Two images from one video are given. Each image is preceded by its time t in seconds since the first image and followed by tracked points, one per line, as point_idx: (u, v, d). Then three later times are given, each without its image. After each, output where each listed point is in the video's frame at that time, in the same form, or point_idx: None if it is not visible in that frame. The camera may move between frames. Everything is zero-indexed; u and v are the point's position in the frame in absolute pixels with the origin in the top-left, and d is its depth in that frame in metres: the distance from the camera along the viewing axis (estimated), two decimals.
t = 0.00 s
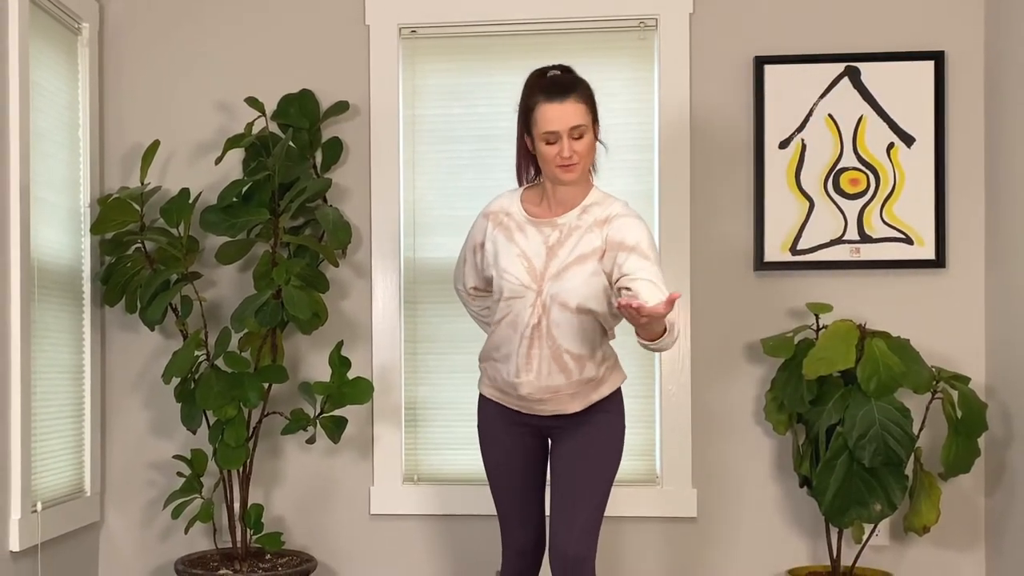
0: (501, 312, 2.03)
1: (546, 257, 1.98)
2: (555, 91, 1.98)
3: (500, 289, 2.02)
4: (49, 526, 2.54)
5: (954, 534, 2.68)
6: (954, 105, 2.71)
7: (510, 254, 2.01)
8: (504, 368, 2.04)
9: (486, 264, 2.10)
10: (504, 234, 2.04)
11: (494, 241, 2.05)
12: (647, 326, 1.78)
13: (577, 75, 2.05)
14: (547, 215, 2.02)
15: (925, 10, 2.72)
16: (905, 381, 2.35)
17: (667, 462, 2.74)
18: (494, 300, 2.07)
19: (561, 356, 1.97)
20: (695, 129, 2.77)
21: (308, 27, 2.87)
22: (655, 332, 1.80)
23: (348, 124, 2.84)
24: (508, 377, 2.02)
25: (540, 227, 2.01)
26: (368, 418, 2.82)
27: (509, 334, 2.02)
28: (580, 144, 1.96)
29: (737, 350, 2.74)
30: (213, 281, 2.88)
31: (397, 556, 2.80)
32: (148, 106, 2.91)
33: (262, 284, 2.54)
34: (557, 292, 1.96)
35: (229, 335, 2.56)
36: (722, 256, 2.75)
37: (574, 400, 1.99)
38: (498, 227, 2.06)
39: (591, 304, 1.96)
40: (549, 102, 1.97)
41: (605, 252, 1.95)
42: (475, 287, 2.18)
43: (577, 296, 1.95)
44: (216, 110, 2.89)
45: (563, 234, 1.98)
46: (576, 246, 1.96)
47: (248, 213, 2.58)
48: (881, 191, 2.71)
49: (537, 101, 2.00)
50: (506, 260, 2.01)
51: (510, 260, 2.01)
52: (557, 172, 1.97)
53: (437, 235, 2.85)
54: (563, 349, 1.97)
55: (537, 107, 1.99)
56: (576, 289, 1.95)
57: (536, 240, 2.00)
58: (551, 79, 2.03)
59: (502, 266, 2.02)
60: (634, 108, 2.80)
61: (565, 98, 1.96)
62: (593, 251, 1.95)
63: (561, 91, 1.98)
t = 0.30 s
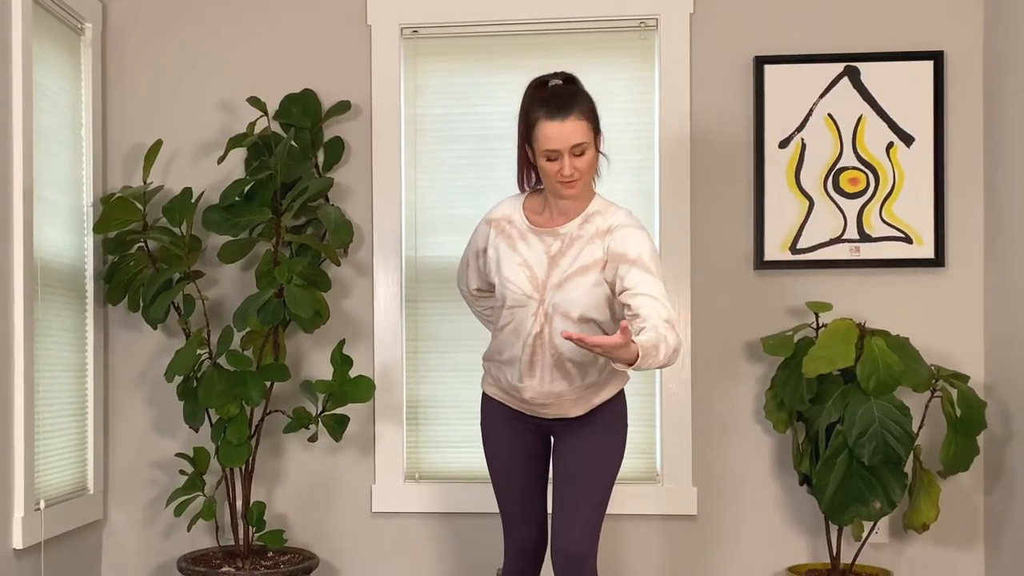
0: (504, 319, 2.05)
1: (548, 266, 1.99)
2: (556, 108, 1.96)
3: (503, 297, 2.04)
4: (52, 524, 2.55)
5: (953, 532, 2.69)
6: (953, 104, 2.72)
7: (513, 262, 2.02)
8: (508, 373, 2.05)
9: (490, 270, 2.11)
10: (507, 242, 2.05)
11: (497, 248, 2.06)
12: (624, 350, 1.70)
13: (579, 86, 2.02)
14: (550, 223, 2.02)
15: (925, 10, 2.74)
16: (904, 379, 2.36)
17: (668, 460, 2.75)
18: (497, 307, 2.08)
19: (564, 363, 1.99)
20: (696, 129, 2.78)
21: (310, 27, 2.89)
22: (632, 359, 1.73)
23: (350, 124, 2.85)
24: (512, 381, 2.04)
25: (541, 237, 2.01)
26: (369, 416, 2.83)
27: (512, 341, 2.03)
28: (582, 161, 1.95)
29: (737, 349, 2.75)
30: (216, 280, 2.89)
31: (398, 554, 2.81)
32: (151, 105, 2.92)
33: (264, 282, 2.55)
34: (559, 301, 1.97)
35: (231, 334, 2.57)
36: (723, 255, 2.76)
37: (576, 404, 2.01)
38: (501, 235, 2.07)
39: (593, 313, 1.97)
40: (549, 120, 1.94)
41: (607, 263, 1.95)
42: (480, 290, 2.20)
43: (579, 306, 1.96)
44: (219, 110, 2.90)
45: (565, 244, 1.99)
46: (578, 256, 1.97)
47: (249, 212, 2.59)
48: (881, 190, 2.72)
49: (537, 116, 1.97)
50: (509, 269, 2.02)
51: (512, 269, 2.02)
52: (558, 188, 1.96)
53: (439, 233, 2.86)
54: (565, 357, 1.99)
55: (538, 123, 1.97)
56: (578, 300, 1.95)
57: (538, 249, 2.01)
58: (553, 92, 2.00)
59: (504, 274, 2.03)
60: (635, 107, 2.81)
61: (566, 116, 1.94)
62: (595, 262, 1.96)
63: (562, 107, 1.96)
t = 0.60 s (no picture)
0: (506, 326, 2.07)
1: (548, 277, 2.00)
2: (556, 125, 1.92)
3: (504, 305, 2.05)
4: (55, 521, 2.56)
5: (951, 530, 2.70)
6: (952, 104, 2.73)
7: (513, 272, 2.03)
8: (509, 377, 2.08)
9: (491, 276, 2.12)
10: (507, 250, 2.06)
11: (497, 257, 2.07)
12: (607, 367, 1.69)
13: (578, 97, 2.00)
14: (549, 233, 2.02)
15: (924, 9, 2.75)
16: (903, 377, 2.37)
17: (668, 458, 2.76)
18: (499, 313, 2.10)
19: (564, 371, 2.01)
20: (696, 128, 2.79)
21: (312, 27, 2.90)
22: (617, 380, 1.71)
23: (351, 123, 2.87)
24: (513, 385, 2.06)
25: (541, 246, 2.01)
26: (371, 414, 2.84)
27: (513, 347, 2.05)
28: (581, 178, 1.92)
29: (737, 347, 2.76)
30: (218, 279, 2.90)
31: (399, 551, 2.82)
32: (154, 104, 2.93)
33: (266, 281, 2.56)
34: (559, 311, 1.98)
35: (233, 332, 2.59)
36: (723, 254, 2.77)
37: (576, 408, 2.03)
38: (501, 243, 2.08)
39: (593, 323, 1.98)
40: (550, 138, 1.91)
41: (607, 274, 1.95)
42: (483, 292, 2.21)
43: (579, 316, 1.97)
44: (222, 109, 2.91)
45: (564, 254, 1.99)
46: (578, 267, 1.97)
47: (251, 212, 2.60)
48: (880, 189, 2.73)
49: (537, 132, 1.94)
50: (509, 278, 2.03)
51: (512, 278, 2.03)
52: (558, 205, 1.94)
53: (440, 232, 2.87)
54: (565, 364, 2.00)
55: (537, 139, 1.94)
56: (577, 310, 1.96)
57: (538, 259, 2.01)
58: (552, 105, 1.97)
59: (505, 283, 2.04)
60: (635, 107, 2.82)
61: (566, 134, 1.91)
62: (595, 273, 1.96)
63: (562, 124, 1.92)
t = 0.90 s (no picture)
0: (506, 334, 2.07)
1: (547, 288, 1.99)
2: (553, 143, 1.90)
3: (503, 314, 2.05)
4: (58, 519, 2.57)
5: (951, 527, 2.71)
6: (951, 103, 2.74)
7: (511, 282, 2.03)
8: (509, 381, 2.09)
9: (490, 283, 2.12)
10: (505, 260, 2.05)
11: (495, 266, 2.06)
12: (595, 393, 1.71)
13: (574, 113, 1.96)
14: (546, 243, 2.01)
15: (923, 9, 2.76)
16: (903, 375, 2.39)
17: (668, 456, 2.77)
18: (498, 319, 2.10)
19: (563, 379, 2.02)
20: (696, 129, 2.80)
21: (314, 26, 2.91)
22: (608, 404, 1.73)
23: (353, 123, 2.88)
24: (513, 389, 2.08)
25: (539, 258, 2.00)
26: (373, 412, 2.85)
27: (513, 354, 2.06)
28: (579, 196, 1.91)
29: (737, 346, 2.78)
30: (221, 278, 2.91)
31: (401, 549, 2.83)
32: (157, 104, 2.94)
33: (268, 280, 2.57)
34: (558, 323, 1.98)
35: (236, 331, 2.60)
36: (723, 253, 2.79)
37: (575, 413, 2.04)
38: (500, 253, 2.06)
39: (592, 333, 1.98)
40: (546, 157, 1.89)
41: (605, 287, 1.95)
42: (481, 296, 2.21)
43: (577, 327, 1.97)
44: (224, 109, 2.92)
45: (562, 266, 1.98)
46: (576, 279, 1.97)
47: (254, 211, 2.61)
48: (880, 189, 2.75)
49: (534, 150, 1.91)
50: (507, 288, 2.03)
51: (511, 288, 2.02)
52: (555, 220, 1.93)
53: (442, 231, 2.89)
54: (564, 372, 2.01)
55: (536, 157, 1.91)
56: (576, 322, 1.97)
57: (536, 270, 2.01)
58: (550, 122, 1.93)
59: (503, 293, 2.04)
60: (635, 107, 2.84)
61: (563, 153, 1.88)
62: (593, 286, 1.95)
63: (561, 142, 1.90)
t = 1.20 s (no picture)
0: (505, 342, 2.07)
1: (544, 299, 1.99)
2: (550, 158, 1.88)
3: (502, 323, 2.05)
4: (61, 517, 2.59)
5: (950, 525, 2.73)
6: (950, 103, 2.76)
7: (508, 293, 2.02)
8: (509, 385, 2.09)
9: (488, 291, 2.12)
10: (502, 270, 2.04)
11: (492, 276, 2.06)
12: (594, 411, 1.74)
13: (571, 126, 1.94)
14: (544, 254, 2.00)
15: (923, 9, 2.77)
16: (902, 374, 2.40)
17: (669, 455, 2.78)
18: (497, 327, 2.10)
19: (562, 387, 2.02)
20: (696, 128, 2.81)
21: (316, 26, 2.92)
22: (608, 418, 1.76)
23: (355, 123, 2.89)
24: (513, 394, 2.08)
25: (536, 268, 1.99)
26: (375, 410, 2.87)
27: (512, 362, 2.06)
28: (576, 210, 1.90)
29: (737, 345, 2.79)
30: (223, 277, 2.93)
31: (402, 547, 2.85)
32: (159, 104, 2.96)
33: (270, 279, 2.58)
34: (556, 332, 1.97)
35: (238, 330, 2.61)
36: (723, 252, 2.80)
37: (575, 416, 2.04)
38: (497, 263, 2.06)
39: (590, 342, 1.97)
40: (544, 171, 1.87)
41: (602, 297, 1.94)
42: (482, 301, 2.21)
43: (575, 337, 1.96)
44: (226, 109, 2.94)
45: (558, 277, 1.97)
46: (572, 290, 1.96)
47: (257, 210, 2.63)
48: (879, 188, 2.76)
49: (531, 164, 1.90)
50: (505, 298, 2.03)
51: (508, 299, 2.02)
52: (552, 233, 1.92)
53: (443, 231, 2.90)
54: (563, 380, 2.01)
55: (532, 171, 1.89)
56: (573, 332, 1.95)
57: (533, 281, 2.00)
58: (547, 136, 1.91)
59: (500, 303, 2.04)
60: (636, 107, 2.85)
61: (561, 168, 1.87)
62: (590, 296, 1.94)
63: (558, 156, 1.88)
